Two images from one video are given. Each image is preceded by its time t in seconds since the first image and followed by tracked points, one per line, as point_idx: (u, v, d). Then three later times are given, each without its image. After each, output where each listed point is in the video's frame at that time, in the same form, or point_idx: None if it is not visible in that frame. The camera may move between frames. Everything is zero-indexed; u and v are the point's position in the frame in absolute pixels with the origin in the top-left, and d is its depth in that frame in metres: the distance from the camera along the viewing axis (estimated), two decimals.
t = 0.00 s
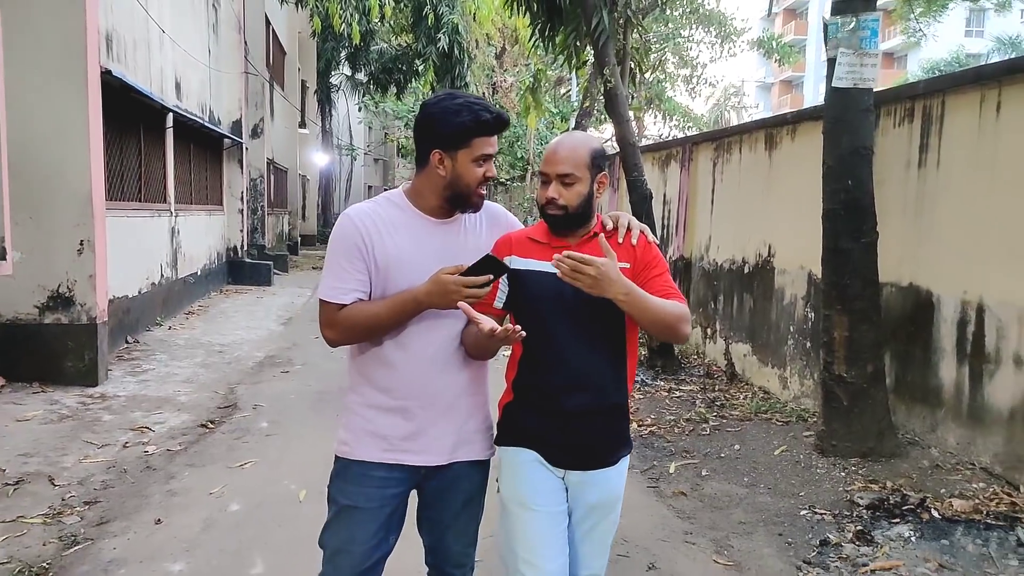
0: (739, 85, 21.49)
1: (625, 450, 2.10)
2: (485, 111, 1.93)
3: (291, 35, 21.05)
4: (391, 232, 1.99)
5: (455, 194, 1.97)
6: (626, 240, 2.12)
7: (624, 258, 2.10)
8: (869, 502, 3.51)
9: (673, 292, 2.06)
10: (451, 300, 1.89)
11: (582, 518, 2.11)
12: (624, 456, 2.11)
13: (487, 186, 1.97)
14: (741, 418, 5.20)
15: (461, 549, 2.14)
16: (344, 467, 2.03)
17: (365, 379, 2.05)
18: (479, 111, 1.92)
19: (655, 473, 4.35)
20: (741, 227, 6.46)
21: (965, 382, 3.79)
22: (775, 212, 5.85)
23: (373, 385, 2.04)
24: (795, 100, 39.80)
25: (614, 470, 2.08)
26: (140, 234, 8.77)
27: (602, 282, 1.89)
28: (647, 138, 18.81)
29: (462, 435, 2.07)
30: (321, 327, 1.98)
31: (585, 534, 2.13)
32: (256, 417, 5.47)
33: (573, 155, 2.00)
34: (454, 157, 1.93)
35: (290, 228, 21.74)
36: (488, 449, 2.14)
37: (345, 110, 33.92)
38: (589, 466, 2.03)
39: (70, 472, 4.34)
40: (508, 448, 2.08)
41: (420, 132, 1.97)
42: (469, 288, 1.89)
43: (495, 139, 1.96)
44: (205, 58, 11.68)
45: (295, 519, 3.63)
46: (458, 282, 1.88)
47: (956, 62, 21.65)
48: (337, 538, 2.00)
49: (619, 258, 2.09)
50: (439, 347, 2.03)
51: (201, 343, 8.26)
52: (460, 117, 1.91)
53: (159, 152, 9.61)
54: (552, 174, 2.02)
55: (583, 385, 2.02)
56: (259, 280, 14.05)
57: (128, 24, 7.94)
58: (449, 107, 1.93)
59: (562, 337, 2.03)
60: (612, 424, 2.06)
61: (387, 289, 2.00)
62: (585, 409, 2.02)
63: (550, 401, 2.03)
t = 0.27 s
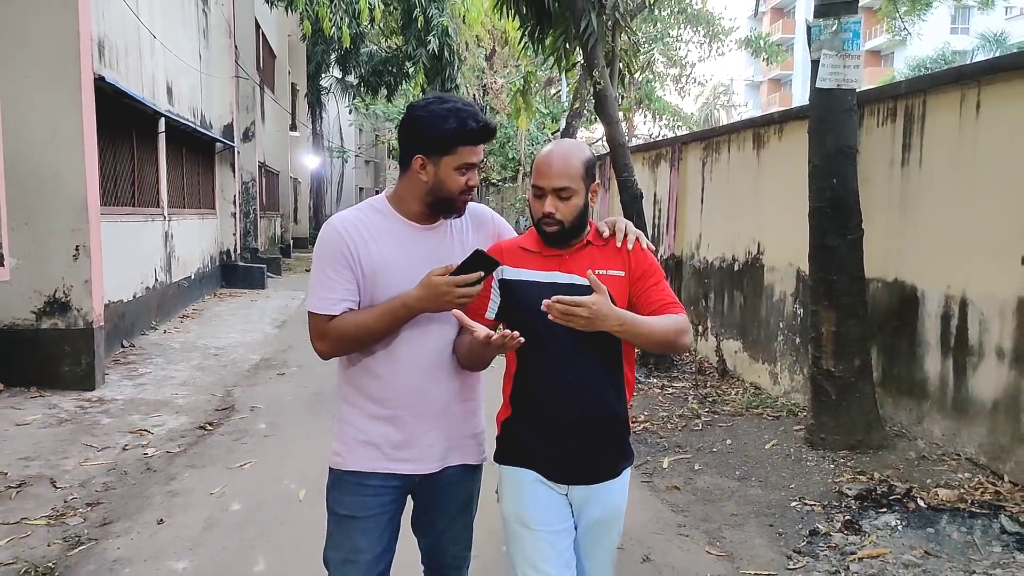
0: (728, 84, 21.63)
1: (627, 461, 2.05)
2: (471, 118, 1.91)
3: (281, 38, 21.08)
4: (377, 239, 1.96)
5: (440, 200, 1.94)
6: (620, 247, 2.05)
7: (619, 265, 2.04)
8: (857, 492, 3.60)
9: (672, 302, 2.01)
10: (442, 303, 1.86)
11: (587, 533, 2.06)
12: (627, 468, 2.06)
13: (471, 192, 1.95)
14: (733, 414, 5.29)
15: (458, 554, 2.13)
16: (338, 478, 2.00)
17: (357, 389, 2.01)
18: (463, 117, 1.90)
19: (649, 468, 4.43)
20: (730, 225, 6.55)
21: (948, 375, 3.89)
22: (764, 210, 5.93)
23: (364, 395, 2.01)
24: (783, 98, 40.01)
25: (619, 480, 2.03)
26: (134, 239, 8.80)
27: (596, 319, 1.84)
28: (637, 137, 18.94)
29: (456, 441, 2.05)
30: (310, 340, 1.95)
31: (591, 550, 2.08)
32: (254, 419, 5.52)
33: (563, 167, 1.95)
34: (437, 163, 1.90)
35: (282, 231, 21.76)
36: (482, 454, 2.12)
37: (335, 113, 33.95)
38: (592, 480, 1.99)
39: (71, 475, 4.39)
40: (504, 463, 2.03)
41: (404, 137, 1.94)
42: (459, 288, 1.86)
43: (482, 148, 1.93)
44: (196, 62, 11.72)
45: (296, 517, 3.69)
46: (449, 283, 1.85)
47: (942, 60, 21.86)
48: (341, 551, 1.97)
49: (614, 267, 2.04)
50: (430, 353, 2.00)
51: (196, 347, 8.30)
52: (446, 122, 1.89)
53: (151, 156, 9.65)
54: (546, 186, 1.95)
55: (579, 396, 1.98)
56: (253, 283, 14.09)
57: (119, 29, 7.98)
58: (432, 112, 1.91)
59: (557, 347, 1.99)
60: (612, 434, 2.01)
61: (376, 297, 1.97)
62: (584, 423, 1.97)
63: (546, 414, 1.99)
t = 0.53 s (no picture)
0: (723, 74, 21.70)
1: (635, 448, 2.03)
2: (449, 107, 1.88)
3: (277, 31, 21.09)
4: (359, 236, 1.93)
5: (421, 193, 1.92)
6: (625, 235, 2.06)
7: (623, 254, 2.04)
8: (851, 476, 3.71)
9: (675, 291, 2.03)
10: (431, 304, 1.84)
11: (601, 525, 2.03)
12: (635, 454, 2.03)
13: (453, 183, 1.94)
14: (730, 402, 5.39)
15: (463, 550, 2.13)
16: (336, 480, 1.97)
17: (347, 389, 1.99)
18: (443, 107, 1.88)
19: (648, 455, 4.53)
20: (727, 216, 6.64)
21: (940, 362, 3.99)
22: (760, 201, 6.02)
23: (354, 396, 1.98)
24: (778, 88, 40.03)
25: (629, 472, 2.01)
26: (135, 233, 8.87)
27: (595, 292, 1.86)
28: (633, 128, 19.02)
29: (452, 438, 2.05)
30: (294, 342, 1.91)
31: (613, 543, 2.02)
32: (259, 410, 5.61)
33: (570, 157, 1.95)
34: (417, 155, 1.89)
35: (279, 225, 21.80)
36: (478, 450, 2.12)
37: (331, 106, 33.95)
38: (599, 471, 1.97)
39: (84, 465, 4.49)
40: (507, 458, 2.06)
41: (381, 130, 1.93)
42: (448, 290, 1.85)
43: (461, 136, 1.92)
44: (193, 56, 11.75)
45: (306, 504, 3.79)
46: (437, 284, 1.83)
47: (936, 48, 21.93)
48: (346, 555, 1.95)
49: (618, 254, 2.04)
50: (419, 350, 1.99)
51: (199, 340, 8.38)
52: (423, 113, 1.87)
53: (151, 151, 9.71)
54: (550, 173, 1.95)
55: (578, 387, 1.97)
56: (252, 276, 14.16)
57: (117, 24, 8.02)
58: (410, 103, 1.89)
59: (555, 339, 1.98)
60: (616, 424, 2.00)
61: (360, 296, 1.95)
62: (586, 416, 1.97)
63: (545, 406, 1.99)
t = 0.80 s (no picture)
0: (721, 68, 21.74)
1: (642, 444, 2.04)
2: (438, 98, 1.90)
3: (275, 27, 21.09)
4: (351, 234, 1.89)
5: (413, 185, 1.91)
6: (633, 238, 2.05)
7: (630, 257, 2.04)
8: (845, 468, 3.79)
9: (679, 300, 2.03)
10: (428, 299, 1.81)
11: (608, 520, 2.04)
12: (642, 450, 2.04)
13: (444, 175, 1.93)
14: (727, 395, 5.46)
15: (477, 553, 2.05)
16: (337, 487, 1.95)
17: (342, 392, 1.96)
18: (430, 97, 1.88)
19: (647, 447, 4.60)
20: (724, 212, 6.70)
21: (934, 355, 4.06)
22: (757, 197, 6.07)
23: (349, 398, 1.95)
24: (775, 83, 40.03)
25: (635, 469, 2.01)
26: (137, 229, 8.92)
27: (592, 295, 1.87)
28: (631, 123, 19.07)
29: (450, 434, 2.04)
30: (287, 345, 1.86)
31: (622, 538, 2.02)
32: (262, 404, 5.67)
33: (561, 155, 1.99)
34: (406, 147, 1.89)
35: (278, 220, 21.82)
36: (477, 442, 2.12)
37: (328, 101, 33.95)
38: (604, 468, 1.99)
39: (90, 459, 4.55)
40: (515, 455, 2.10)
41: (369, 124, 1.92)
42: (446, 283, 1.82)
43: (449, 128, 1.92)
44: (193, 53, 11.78)
45: (311, 496, 3.86)
46: (436, 278, 1.80)
47: (932, 43, 21.98)
48: (345, 559, 1.94)
49: (625, 257, 2.03)
50: (415, 348, 1.97)
51: (200, 335, 8.44)
52: (412, 104, 1.87)
53: (152, 147, 9.75)
54: (540, 168, 2.01)
55: (579, 385, 2.00)
56: (252, 272, 14.21)
57: (119, 22, 8.06)
58: (398, 94, 1.89)
59: (559, 337, 2.01)
60: (620, 421, 2.01)
61: (354, 295, 1.90)
62: (589, 414, 1.99)
63: (548, 404, 2.02)
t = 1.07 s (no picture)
0: (717, 75, 21.85)
1: (650, 456, 2.04)
2: (450, 102, 1.90)
3: (274, 28, 21.14)
4: (360, 240, 1.90)
5: (425, 193, 1.92)
6: (651, 251, 2.03)
7: (647, 270, 2.02)
8: (834, 472, 3.84)
9: (693, 319, 2.02)
10: (436, 310, 1.83)
11: (609, 530, 2.06)
12: (649, 463, 2.05)
13: (457, 181, 1.94)
14: (718, 400, 5.51)
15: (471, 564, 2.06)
16: (339, 491, 1.99)
17: (347, 400, 1.97)
18: (443, 102, 1.89)
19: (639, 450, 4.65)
20: (717, 218, 6.76)
21: (921, 362, 4.13)
22: (750, 204, 6.14)
23: (352, 405, 1.96)
24: (772, 91, 40.15)
25: (640, 480, 2.03)
26: (134, 229, 8.95)
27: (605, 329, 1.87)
28: (627, 129, 19.15)
29: (455, 446, 2.03)
30: (293, 348, 1.89)
31: (622, 548, 2.05)
32: (257, 404, 5.71)
33: (578, 166, 1.99)
34: (419, 153, 1.90)
35: (274, 221, 21.82)
36: (481, 456, 2.11)
37: (326, 103, 33.99)
38: (610, 478, 2.01)
39: (87, 456, 4.58)
40: (524, 460, 2.11)
41: (382, 129, 1.93)
42: (454, 296, 1.84)
43: (463, 132, 1.93)
44: (192, 54, 11.82)
45: (306, 494, 3.90)
46: (443, 290, 1.82)
47: (926, 53, 22.11)
48: (343, 558, 1.99)
49: (641, 269, 2.02)
50: (421, 358, 1.97)
51: (196, 335, 8.47)
52: (424, 109, 1.88)
53: (151, 148, 9.78)
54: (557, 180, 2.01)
55: (590, 395, 2.01)
56: (248, 272, 14.22)
57: (121, 23, 8.08)
58: (411, 99, 1.90)
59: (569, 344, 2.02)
60: (630, 432, 2.02)
61: (362, 301, 1.92)
62: (598, 424, 2.01)
63: (558, 411, 2.04)
